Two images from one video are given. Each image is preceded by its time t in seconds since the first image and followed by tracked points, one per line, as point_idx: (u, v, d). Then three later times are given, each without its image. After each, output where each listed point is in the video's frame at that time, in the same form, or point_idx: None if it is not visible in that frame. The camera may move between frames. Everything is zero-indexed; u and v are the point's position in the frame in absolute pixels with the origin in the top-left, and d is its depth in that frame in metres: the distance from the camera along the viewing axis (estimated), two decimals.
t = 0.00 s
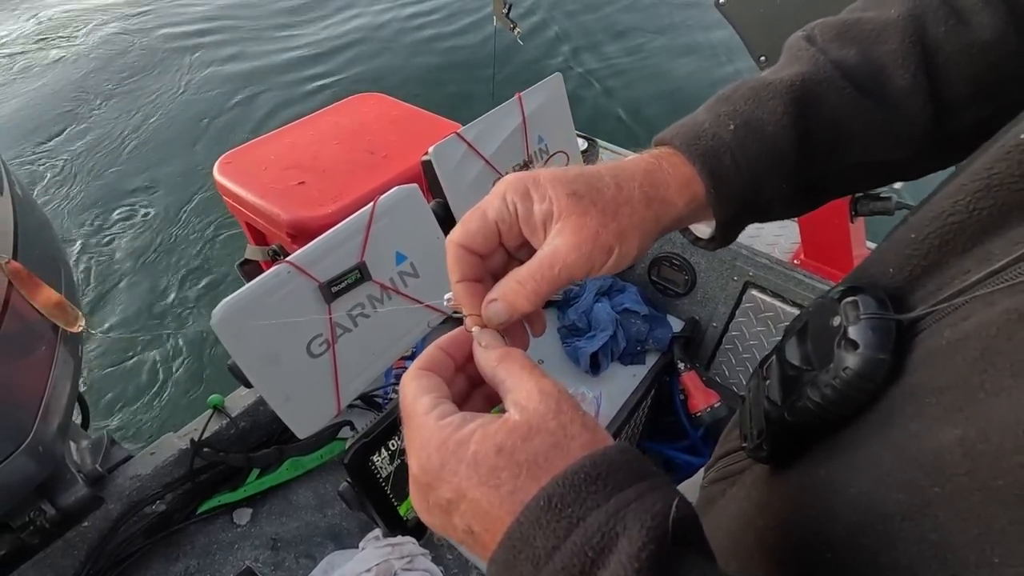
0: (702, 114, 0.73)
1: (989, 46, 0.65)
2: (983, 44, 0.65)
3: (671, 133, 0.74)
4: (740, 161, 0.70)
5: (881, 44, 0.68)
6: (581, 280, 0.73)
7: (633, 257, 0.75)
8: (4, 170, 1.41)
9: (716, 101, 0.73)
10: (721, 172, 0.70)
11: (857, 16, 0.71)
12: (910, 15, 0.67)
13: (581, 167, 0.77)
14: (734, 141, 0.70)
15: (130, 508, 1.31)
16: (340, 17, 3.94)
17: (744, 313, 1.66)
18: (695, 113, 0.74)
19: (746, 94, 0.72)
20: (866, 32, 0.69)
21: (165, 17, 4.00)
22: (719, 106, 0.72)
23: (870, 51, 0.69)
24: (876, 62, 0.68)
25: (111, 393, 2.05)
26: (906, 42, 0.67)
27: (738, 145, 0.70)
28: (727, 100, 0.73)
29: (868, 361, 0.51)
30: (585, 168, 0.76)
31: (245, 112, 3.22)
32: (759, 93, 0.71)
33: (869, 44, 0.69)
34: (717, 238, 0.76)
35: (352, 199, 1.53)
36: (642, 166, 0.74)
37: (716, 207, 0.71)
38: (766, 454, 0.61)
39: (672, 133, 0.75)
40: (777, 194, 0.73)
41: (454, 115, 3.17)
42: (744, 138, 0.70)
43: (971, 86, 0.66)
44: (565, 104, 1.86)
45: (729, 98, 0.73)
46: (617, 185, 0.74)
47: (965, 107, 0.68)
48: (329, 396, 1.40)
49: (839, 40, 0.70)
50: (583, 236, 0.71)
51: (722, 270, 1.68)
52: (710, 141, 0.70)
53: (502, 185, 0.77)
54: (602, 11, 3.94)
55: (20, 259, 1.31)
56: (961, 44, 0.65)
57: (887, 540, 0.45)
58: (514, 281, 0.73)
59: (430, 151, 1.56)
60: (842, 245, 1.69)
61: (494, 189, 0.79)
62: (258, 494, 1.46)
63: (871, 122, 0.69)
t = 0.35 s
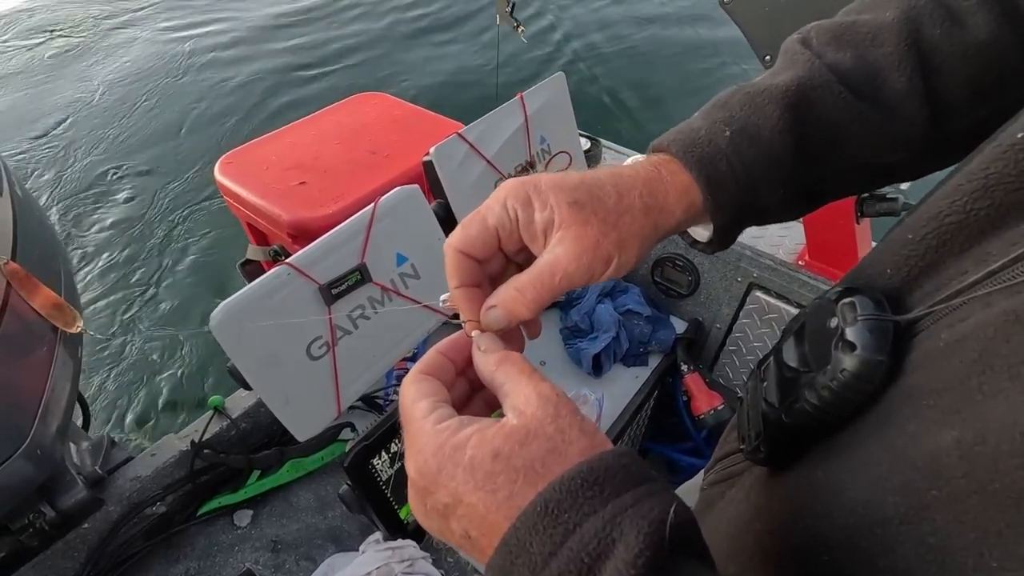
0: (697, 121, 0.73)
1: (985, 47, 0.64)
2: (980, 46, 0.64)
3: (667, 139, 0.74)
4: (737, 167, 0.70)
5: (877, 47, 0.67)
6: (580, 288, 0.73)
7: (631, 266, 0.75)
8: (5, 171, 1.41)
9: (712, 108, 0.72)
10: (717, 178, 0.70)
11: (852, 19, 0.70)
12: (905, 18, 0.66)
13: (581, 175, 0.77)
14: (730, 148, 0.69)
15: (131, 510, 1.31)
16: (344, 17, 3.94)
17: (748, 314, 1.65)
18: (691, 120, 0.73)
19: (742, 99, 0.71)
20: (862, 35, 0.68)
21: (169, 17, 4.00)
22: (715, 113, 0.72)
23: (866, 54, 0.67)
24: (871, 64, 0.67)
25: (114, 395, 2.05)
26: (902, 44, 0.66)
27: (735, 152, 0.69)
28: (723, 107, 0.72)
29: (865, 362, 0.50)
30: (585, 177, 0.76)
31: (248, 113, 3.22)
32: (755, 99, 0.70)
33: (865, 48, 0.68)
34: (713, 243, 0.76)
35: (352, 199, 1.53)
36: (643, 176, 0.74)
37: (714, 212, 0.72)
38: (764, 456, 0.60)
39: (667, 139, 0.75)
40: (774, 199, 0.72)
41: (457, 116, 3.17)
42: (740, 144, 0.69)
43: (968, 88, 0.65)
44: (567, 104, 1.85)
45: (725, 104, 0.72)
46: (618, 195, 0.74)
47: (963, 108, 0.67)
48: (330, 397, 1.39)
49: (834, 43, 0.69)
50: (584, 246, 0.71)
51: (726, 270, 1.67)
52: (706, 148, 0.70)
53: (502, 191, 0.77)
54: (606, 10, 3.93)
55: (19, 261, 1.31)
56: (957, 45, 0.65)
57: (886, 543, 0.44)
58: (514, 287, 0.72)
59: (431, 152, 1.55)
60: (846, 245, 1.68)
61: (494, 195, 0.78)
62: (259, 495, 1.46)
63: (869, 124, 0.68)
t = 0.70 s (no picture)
0: (700, 125, 0.72)
1: (990, 48, 0.63)
2: (984, 47, 0.63)
3: (667, 141, 0.74)
4: (740, 172, 0.69)
5: (880, 48, 0.66)
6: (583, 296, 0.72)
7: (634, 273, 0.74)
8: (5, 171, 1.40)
9: (715, 111, 0.72)
10: (720, 183, 0.70)
11: (856, 19, 0.69)
12: (910, 19, 0.65)
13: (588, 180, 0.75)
14: (734, 152, 0.69)
15: (132, 509, 1.31)
16: (346, 13, 3.92)
17: (751, 314, 1.64)
18: (693, 124, 0.73)
19: (745, 103, 0.70)
20: (865, 37, 0.67)
21: (170, 11, 3.98)
22: (718, 117, 0.71)
23: (870, 56, 0.67)
24: (875, 66, 0.66)
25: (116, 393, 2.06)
26: (906, 45, 0.65)
27: (739, 156, 0.69)
28: (726, 110, 0.71)
29: (872, 366, 0.50)
30: (593, 183, 0.74)
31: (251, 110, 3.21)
32: (759, 102, 0.69)
33: (869, 49, 0.67)
34: (720, 245, 0.75)
35: (354, 198, 1.53)
36: (650, 183, 0.72)
37: (719, 217, 0.71)
38: (768, 460, 0.59)
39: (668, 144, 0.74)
40: (777, 202, 0.71)
41: (460, 114, 3.16)
42: (743, 149, 0.69)
43: (973, 90, 0.64)
44: (570, 102, 1.84)
45: (728, 107, 0.71)
46: (625, 203, 0.72)
47: (966, 110, 0.66)
48: (331, 397, 1.39)
49: (838, 44, 0.68)
50: (590, 255, 0.70)
51: (730, 270, 1.66)
52: (709, 153, 0.70)
53: (509, 192, 0.74)
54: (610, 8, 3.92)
55: (20, 261, 1.31)
56: (962, 46, 0.63)
57: (892, 552, 0.44)
58: (516, 293, 0.70)
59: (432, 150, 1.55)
60: (851, 244, 1.67)
61: (500, 195, 0.75)
62: (261, 494, 1.46)
63: (873, 126, 0.68)
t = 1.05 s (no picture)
0: (703, 129, 0.72)
1: (993, 50, 0.63)
2: (988, 50, 0.63)
3: (670, 144, 0.74)
4: (742, 177, 0.70)
5: (882, 52, 0.67)
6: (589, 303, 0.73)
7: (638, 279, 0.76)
8: (13, 168, 1.42)
9: (716, 116, 0.72)
10: (722, 188, 0.70)
11: (858, 22, 0.69)
12: (911, 22, 0.65)
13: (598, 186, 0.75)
14: (736, 157, 0.69)
15: (137, 503, 1.32)
16: (349, 10, 3.93)
17: (752, 312, 1.65)
18: (695, 127, 0.73)
19: (747, 107, 0.71)
20: (868, 40, 0.67)
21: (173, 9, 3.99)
22: (720, 122, 0.71)
23: (871, 59, 0.67)
24: (876, 70, 0.67)
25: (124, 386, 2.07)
26: (908, 48, 0.65)
27: (741, 161, 0.69)
28: (727, 115, 0.72)
29: (875, 367, 0.50)
30: (604, 190, 0.74)
31: (253, 108, 3.23)
32: (761, 106, 0.70)
33: (871, 52, 0.67)
34: (722, 245, 0.75)
35: (357, 195, 1.53)
36: (659, 192, 0.73)
37: (721, 222, 0.72)
38: (771, 459, 0.60)
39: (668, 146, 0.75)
40: (779, 205, 0.72)
41: (463, 112, 3.17)
42: (745, 154, 0.69)
43: (975, 93, 0.65)
44: (571, 99, 1.85)
45: (729, 112, 0.72)
46: (635, 214, 0.72)
47: (968, 113, 0.66)
48: (335, 393, 1.40)
49: (840, 47, 0.69)
50: (600, 268, 0.70)
51: (731, 267, 1.67)
52: (711, 158, 0.70)
53: (520, 197, 0.73)
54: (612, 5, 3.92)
55: (28, 256, 1.33)
56: (964, 48, 0.64)
57: (895, 550, 0.44)
58: (525, 301, 0.70)
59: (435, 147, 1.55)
60: (852, 241, 1.67)
61: (510, 200, 0.74)
62: (266, 489, 1.47)
63: (874, 129, 0.68)
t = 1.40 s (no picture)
0: (698, 133, 0.74)
1: (984, 56, 0.65)
2: (979, 54, 0.65)
3: (665, 147, 0.75)
4: (737, 181, 0.71)
5: (876, 56, 0.68)
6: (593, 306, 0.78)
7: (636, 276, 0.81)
8: (24, 164, 1.46)
9: (712, 119, 0.74)
10: (716, 194, 0.71)
11: (852, 23, 0.70)
12: (904, 25, 0.66)
13: (610, 199, 0.75)
14: (730, 163, 0.71)
15: (145, 494, 1.34)
16: (355, 17, 4.00)
17: (752, 308, 1.67)
18: (690, 131, 0.74)
19: (742, 111, 0.72)
20: (861, 43, 0.69)
21: (183, 13, 4.05)
22: (715, 127, 0.73)
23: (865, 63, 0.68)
24: (869, 74, 0.68)
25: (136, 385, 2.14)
26: (900, 52, 0.67)
27: (735, 167, 0.71)
28: (723, 119, 0.73)
29: (868, 366, 0.52)
30: (615, 204, 0.75)
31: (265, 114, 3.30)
32: (755, 112, 0.71)
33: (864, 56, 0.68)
34: (717, 244, 0.76)
35: (361, 191, 1.55)
36: (666, 208, 0.74)
37: (716, 227, 0.73)
38: (767, 455, 0.62)
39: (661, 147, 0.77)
40: (773, 207, 0.73)
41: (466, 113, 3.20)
42: (739, 159, 0.71)
43: (964, 97, 0.67)
44: (573, 97, 1.86)
45: (725, 116, 0.73)
46: (642, 232, 0.75)
47: (959, 117, 0.68)
48: (340, 387, 1.42)
49: (833, 49, 0.70)
50: (608, 286, 0.74)
51: (731, 264, 1.68)
52: (705, 164, 0.71)
53: (534, 216, 0.73)
54: (615, 7, 3.95)
55: (38, 249, 1.35)
56: (957, 51, 0.65)
57: (885, 545, 0.46)
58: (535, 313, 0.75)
59: (438, 144, 1.57)
60: (851, 239, 1.69)
61: (524, 215, 0.73)
62: (271, 481, 1.49)
63: (868, 133, 0.70)
